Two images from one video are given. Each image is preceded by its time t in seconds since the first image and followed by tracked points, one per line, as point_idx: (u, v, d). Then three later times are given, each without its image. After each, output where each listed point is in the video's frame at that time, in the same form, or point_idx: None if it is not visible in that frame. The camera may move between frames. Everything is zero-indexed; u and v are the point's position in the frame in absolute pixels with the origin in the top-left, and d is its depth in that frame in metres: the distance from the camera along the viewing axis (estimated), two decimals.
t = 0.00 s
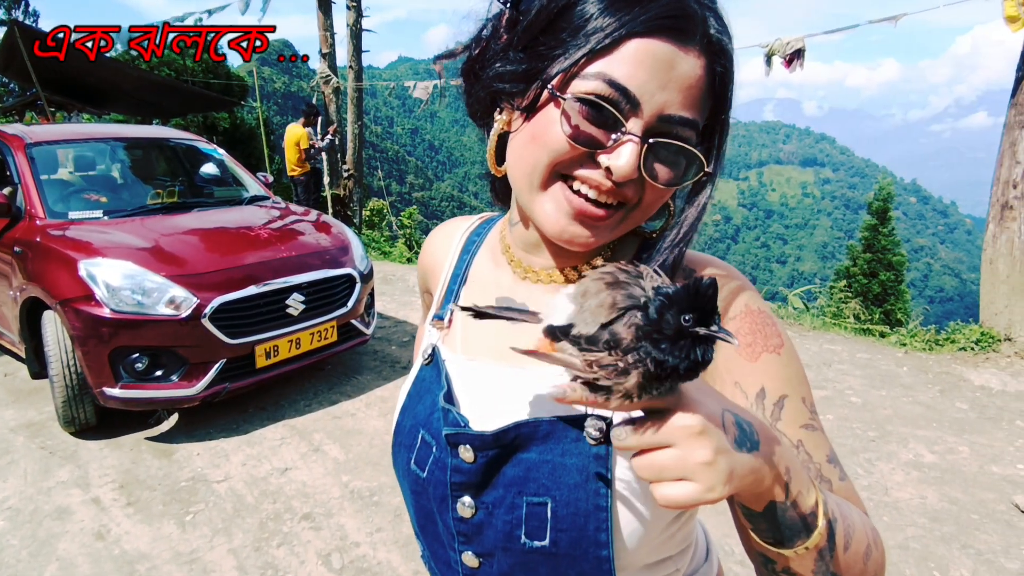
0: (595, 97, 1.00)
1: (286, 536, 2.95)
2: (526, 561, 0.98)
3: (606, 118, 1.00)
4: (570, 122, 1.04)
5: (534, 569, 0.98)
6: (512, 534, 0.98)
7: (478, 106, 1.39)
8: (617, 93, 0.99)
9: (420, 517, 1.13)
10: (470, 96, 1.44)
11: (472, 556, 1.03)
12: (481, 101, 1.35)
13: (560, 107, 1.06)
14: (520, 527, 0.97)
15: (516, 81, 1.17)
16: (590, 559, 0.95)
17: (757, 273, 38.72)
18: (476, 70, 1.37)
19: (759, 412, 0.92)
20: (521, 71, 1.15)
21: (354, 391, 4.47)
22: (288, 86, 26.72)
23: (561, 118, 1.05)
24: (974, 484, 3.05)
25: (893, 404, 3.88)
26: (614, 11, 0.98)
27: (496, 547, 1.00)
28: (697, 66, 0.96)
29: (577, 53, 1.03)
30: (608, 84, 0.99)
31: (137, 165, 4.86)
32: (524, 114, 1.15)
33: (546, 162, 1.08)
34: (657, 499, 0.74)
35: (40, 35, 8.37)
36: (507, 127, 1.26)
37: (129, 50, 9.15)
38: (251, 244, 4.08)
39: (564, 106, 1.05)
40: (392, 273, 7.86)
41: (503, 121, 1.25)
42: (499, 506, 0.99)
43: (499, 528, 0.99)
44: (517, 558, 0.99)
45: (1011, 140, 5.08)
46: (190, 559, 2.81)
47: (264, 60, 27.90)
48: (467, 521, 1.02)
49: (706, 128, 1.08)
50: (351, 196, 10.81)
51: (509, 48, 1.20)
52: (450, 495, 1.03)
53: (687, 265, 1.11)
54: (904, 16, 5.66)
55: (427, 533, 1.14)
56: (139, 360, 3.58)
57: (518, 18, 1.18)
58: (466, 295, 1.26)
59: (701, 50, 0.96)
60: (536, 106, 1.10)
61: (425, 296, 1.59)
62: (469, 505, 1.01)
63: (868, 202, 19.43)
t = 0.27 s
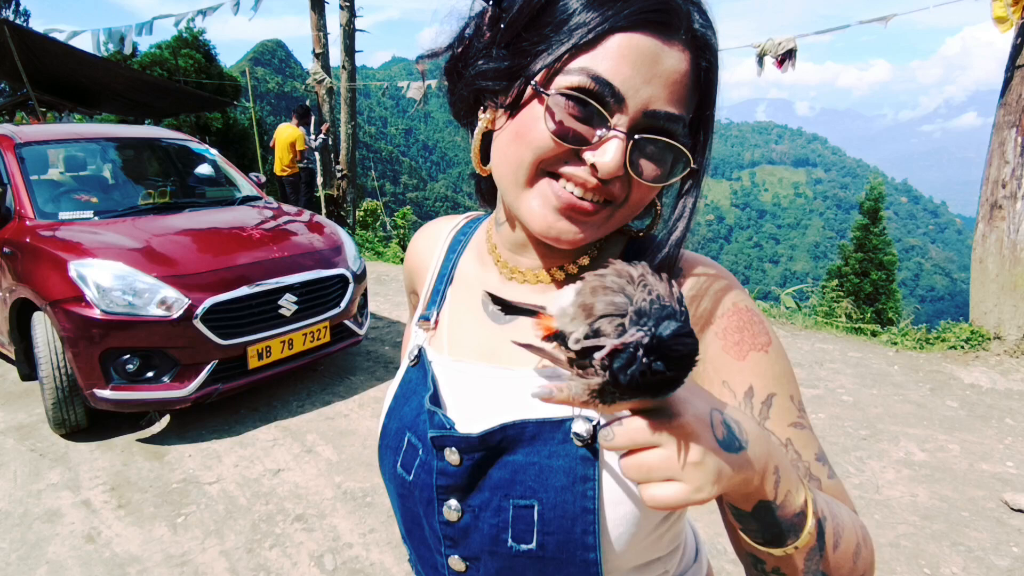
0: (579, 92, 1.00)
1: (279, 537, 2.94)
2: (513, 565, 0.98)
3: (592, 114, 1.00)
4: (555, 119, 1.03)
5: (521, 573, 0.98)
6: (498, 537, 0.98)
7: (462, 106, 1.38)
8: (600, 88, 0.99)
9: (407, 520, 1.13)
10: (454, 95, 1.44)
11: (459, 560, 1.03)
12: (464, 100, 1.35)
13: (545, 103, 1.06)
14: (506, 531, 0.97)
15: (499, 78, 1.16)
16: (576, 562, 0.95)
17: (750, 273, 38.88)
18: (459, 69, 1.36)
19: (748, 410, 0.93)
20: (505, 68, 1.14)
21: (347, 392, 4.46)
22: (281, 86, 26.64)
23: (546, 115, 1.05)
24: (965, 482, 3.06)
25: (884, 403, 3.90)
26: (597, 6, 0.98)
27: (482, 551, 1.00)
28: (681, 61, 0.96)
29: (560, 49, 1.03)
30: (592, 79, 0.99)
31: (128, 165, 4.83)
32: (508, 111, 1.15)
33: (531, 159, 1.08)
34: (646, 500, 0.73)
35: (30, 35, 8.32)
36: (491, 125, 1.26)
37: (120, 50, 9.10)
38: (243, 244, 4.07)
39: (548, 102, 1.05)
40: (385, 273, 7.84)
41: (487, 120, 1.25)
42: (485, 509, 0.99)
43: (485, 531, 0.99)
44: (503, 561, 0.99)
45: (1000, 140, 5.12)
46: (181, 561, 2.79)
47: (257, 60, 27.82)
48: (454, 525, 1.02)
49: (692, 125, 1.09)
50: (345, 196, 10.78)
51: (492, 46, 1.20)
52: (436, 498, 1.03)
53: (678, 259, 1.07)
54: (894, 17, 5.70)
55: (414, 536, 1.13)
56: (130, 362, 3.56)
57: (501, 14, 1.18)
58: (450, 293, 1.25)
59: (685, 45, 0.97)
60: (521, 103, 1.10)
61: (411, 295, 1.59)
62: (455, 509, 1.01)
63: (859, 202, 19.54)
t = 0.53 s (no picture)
0: (567, 92, 1.00)
1: (273, 538, 2.93)
2: (502, 569, 0.98)
3: (579, 114, 0.99)
4: (542, 120, 1.03)
5: None
6: (487, 541, 0.98)
7: (450, 103, 1.39)
8: (588, 89, 0.98)
9: (396, 523, 1.13)
10: (442, 91, 1.44)
11: (447, 564, 1.03)
12: (452, 97, 1.35)
13: (531, 104, 1.05)
14: (495, 534, 0.97)
15: (487, 76, 1.16)
16: (564, 566, 0.95)
17: (746, 272, 38.98)
18: (447, 66, 1.36)
19: (739, 412, 0.93)
20: (492, 66, 1.14)
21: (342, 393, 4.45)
22: (276, 86, 26.57)
23: (533, 116, 1.05)
24: (958, 480, 3.08)
25: (878, 401, 3.91)
26: (585, 4, 0.98)
27: (471, 554, 1.00)
28: (670, 60, 0.96)
29: (547, 47, 1.02)
30: (580, 79, 0.99)
31: (121, 165, 4.81)
32: (496, 110, 1.15)
33: (518, 160, 1.08)
34: (635, 505, 0.72)
35: (23, 34, 8.27)
36: (479, 124, 1.26)
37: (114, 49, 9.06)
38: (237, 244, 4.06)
39: (535, 102, 1.05)
40: (381, 273, 7.83)
41: (476, 117, 1.25)
42: (474, 512, 0.99)
43: (474, 534, 0.99)
44: (492, 565, 0.99)
45: (992, 140, 5.14)
46: (174, 562, 2.78)
47: (252, 60, 27.75)
48: (442, 528, 1.02)
49: (682, 124, 1.09)
50: (340, 196, 10.76)
51: (479, 43, 1.20)
52: (425, 501, 1.03)
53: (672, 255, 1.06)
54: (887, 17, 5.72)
55: (403, 540, 1.13)
56: (123, 363, 3.54)
57: (488, 11, 1.18)
58: (439, 293, 1.25)
59: (675, 43, 0.97)
60: (509, 102, 1.10)
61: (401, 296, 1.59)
62: (444, 512, 1.01)
63: (854, 201, 19.59)
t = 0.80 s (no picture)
0: (558, 87, 1.00)
1: (269, 535, 2.93)
2: (493, 561, 0.98)
3: (571, 111, 1.00)
4: (533, 116, 1.03)
5: (501, 568, 0.98)
6: (478, 533, 0.98)
7: (441, 93, 1.39)
8: (579, 82, 0.98)
9: (388, 516, 1.12)
10: (434, 82, 1.43)
11: (439, 556, 1.03)
12: (444, 87, 1.34)
13: (522, 99, 1.05)
14: (486, 525, 0.97)
15: (479, 68, 1.16)
16: (556, 557, 0.95)
17: (743, 271, 39.00)
18: (439, 55, 1.36)
19: (731, 403, 0.93)
20: (484, 58, 1.14)
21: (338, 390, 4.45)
22: (273, 83, 26.51)
23: (524, 110, 1.05)
24: (953, 476, 3.09)
25: (874, 398, 3.92)
26: None
27: (463, 546, 1.00)
28: (662, 53, 0.96)
29: (539, 40, 1.02)
30: (573, 72, 0.98)
31: (118, 162, 4.80)
32: (488, 103, 1.15)
33: (509, 153, 1.09)
34: (625, 495, 0.72)
35: (19, 31, 8.24)
36: (470, 116, 1.26)
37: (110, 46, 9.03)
38: (233, 241, 4.04)
39: (527, 98, 1.05)
40: (378, 270, 7.83)
41: (468, 109, 1.25)
42: (465, 503, 0.98)
43: (465, 526, 0.99)
44: (483, 557, 0.99)
45: (988, 137, 5.15)
46: (170, 559, 2.77)
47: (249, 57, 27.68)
48: (434, 520, 1.01)
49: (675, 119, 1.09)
50: (337, 194, 10.75)
51: (471, 33, 1.19)
52: (417, 492, 1.03)
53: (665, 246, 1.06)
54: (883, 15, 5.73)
55: (395, 532, 1.13)
56: (119, 359, 3.53)
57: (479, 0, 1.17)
58: (431, 286, 1.25)
59: (668, 35, 0.96)
60: (500, 95, 1.10)
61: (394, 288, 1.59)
62: (436, 504, 1.01)
63: (850, 200, 19.61)
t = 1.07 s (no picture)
0: (553, 81, 1.00)
1: (265, 531, 2.93)
2: (487, 553, 0.98)
3: (565, 104, 1.00)
4: (527, 111, 1.04)
5: (495, 561, 0.98)
6: (472, 525, 0.98)
7: (436, 87, 1.39)
8: (573, 76, 0.99)
9: (383, 509, 1.13)
10: (428, 76, 1.43)
11: (433, 548, 1.03)
12: (439, 81, 1.35)
13: (516, 93, 1.06)
14: (480, 518, 0.97)
15: (473, 61, 1.16)
16: (549, 549, 0.95)
17: (740, 268, 39.03)
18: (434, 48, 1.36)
19: (724, 397, 0.93)
20: (479, 51, 1.14)
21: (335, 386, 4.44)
22: (271, 80, 26.45)
23: (518, 104, 1.06)
24: (948, 472, 3.10)
25: (870, 395, 3.93)
26: None
27: (457, 539, 1.00)
28: (656, 48, 0.96)
29: (534, 34, 1.02)
30: (566, 66, 0.98)
31: (114, 158, 4.78)
32: (483, 97, 1.15)
33: (503, 146, 1.09)
34: (615, 486, 0.73)
35: (14, 27, 8.20)
36: (465, 110, 1.26)
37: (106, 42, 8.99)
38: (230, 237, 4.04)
39: (521, 91, 1.05)
40: (376, 267, 7.82)
41: (462, 103, 1.25)
42: (459, 496, 0.99)
43: (459, 518, 0.99)
44: (477, 549, 0.99)
45: (984, 134, 5.15)
46: (166, 556, 2.78)
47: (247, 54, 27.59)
48: (428, 512, 1.02)
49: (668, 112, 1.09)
50: (335, 191, 10.72)
51: (466, 26, 1.19)
52: (410, 486, 1.03)
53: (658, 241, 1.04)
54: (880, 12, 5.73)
55: (390, 525, 1.13)
56: (115, 356, 3.53)
57: None
58: (426, 280, 1.24)
59: (662, 30, 0.96)
60: (495, 89, 1.11)
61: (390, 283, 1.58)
62: (429, 496, 1.01)
63: (847, 197, 19.62)
